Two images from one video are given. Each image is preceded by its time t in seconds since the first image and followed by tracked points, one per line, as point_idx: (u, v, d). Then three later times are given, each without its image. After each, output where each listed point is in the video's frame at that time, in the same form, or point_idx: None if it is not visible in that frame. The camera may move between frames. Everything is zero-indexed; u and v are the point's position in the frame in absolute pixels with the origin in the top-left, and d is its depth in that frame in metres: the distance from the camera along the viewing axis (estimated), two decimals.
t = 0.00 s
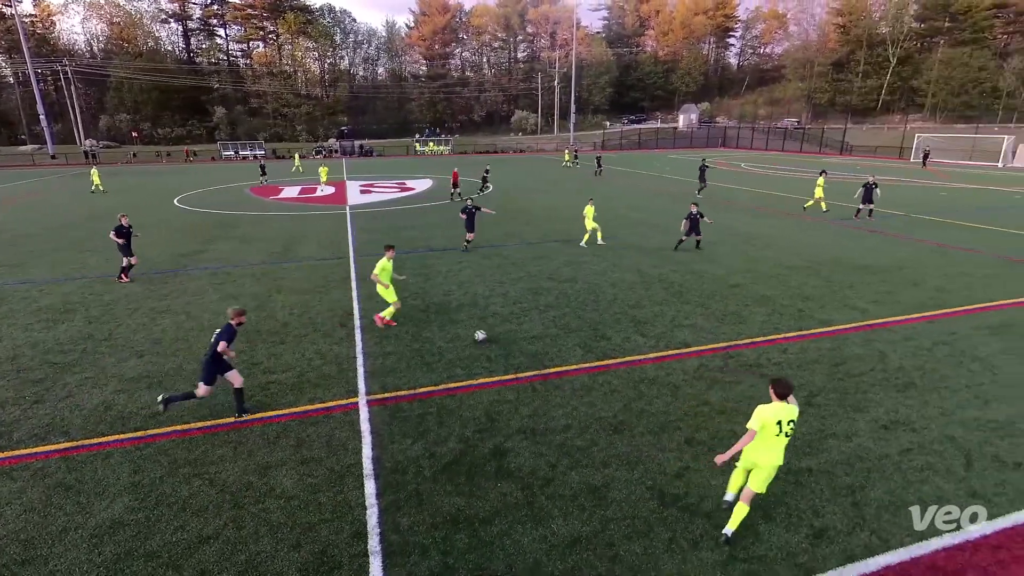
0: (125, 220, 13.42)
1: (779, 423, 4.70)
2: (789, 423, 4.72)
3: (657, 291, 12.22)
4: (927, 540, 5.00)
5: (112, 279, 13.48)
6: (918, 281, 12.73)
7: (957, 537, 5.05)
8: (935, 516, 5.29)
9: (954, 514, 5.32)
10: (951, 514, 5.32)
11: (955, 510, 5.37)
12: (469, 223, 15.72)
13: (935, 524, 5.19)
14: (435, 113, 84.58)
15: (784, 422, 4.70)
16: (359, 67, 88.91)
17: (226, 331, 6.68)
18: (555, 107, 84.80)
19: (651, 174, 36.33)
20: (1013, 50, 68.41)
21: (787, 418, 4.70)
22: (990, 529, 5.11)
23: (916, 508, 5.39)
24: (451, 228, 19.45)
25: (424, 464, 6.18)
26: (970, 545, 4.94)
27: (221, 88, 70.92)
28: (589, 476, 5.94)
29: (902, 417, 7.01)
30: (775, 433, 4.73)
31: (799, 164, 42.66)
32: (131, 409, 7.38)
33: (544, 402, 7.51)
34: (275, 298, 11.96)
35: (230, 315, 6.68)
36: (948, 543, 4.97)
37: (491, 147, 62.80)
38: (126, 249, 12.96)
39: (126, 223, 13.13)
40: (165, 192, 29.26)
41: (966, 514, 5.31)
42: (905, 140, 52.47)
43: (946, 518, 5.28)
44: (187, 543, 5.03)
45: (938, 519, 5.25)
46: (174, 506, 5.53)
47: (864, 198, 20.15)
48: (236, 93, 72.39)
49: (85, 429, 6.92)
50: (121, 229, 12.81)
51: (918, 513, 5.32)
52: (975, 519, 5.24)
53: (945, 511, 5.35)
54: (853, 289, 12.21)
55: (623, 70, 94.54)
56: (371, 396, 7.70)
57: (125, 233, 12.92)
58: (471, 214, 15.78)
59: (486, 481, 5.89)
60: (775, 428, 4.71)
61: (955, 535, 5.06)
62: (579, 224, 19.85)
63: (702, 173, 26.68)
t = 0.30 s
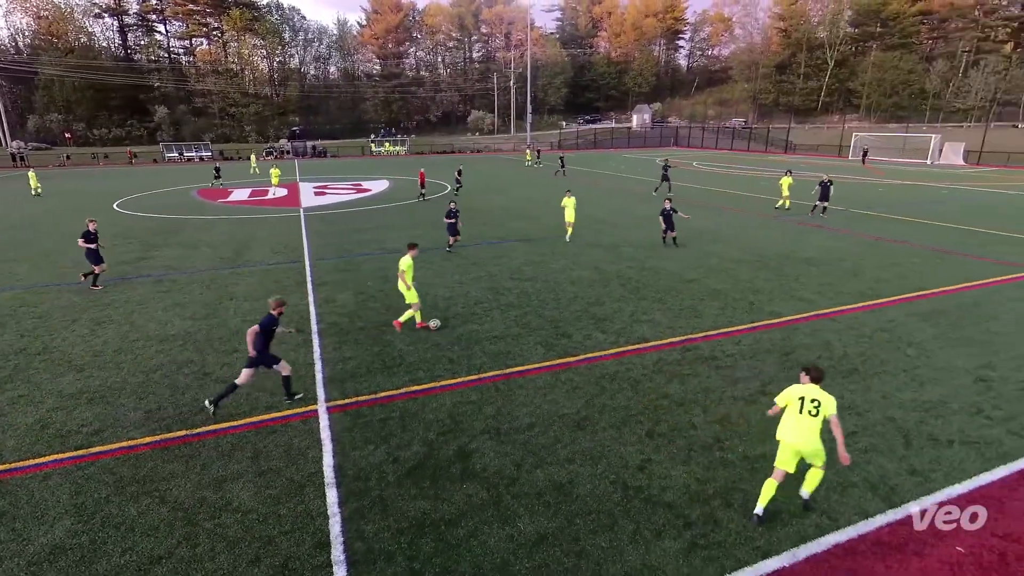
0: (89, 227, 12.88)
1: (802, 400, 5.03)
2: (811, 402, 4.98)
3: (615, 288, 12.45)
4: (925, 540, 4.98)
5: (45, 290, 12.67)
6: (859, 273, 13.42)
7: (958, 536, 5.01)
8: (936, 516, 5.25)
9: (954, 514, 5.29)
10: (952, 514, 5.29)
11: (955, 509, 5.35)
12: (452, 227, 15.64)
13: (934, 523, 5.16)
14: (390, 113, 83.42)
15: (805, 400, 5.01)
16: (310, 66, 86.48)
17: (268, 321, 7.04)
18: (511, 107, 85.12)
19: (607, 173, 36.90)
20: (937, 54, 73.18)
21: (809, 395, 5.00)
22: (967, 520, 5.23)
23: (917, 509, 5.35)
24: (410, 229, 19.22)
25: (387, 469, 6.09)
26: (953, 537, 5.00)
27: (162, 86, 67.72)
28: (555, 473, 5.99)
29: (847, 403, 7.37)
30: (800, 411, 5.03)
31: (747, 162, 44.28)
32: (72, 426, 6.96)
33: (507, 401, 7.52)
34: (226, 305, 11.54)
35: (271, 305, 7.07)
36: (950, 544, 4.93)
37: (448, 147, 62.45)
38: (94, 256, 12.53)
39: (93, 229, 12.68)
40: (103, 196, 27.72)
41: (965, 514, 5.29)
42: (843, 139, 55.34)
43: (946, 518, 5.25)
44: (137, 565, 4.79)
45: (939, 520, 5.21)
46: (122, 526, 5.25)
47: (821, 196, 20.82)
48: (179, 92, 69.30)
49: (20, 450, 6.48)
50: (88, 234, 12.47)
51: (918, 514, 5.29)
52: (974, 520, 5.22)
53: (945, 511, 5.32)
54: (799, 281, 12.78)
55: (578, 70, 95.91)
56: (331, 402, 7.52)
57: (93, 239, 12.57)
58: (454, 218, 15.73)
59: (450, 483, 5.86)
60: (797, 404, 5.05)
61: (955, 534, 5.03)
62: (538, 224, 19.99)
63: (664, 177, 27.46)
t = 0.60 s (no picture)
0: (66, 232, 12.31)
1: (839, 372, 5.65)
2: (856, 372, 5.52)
3: (579, 286, 12.58)
4: (923, 539, 4.98)
5: None
6: (810, 267, 14.00)
7: (958, 537, 5.00)
8: (935, 516, 5.25)
9: (954, 514, 5.28)
10: (952, 514, 5.28)
11: (955, 510, 5.34)
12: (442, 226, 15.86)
13: (933, 523, 5.16)
14: (349, 113, 81.89)
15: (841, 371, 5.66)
16: (264, 64, 84.43)
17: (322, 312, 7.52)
18: (472, 107, 84.90)
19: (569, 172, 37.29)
20: (877, 57, 77.07)
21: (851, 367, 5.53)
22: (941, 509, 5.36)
23: (917, 509, 5.35)
24: (372, 231, 18.91)
25: (354, 475, 5.98)
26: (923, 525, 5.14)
27: (105, 85, 64.40)
28: (523, 472, 6.01)
29: (802, 391, 7.67)
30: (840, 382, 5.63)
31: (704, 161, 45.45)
32: (13, 445, 6.57)
33: (474, 401, 7.50)
34: (179, 312, 11.09)
35: (323, 297, 7.57)
36: (946, 543, 4.93)
37: (409, 148, 61.82)
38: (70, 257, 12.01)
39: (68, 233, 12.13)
40: (41, 200, 26.18)
41: (965, 514, 5.28)
42: (793, 138, 57.55)
43: (946, 517, 5.24)
44: None
45: (938, 519, 5.21)
46: (72, 548, 4.98)
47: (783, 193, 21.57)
48: (124, 91, 66.14)
49: None
50: (66, 235, 12.02)
51: (918, 513, 5.29)
52: (973, 520, 5.21)
53: (945, 511, 5.32)
54: (755, 276, 13.22)
55: (537, 71, 96.57)
56: (294, 410, 7.33)
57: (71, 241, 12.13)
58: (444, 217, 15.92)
59: (418, 486, 5.81)
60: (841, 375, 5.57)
61: (956, 534, 5.02)
62: (502, 224, 20.01)
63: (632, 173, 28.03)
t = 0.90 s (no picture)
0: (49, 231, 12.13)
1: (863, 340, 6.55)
2: (874, 334, 6.34)
3: (549, 285, 12.65)
4: (922, 539, 4.97)
5: None
6: (771, 262, 14.45)
7: (958, 537, 5.00)
8: (935, 516, 5.25)
9: (952, 513, 5.30)
10: (950, 513, 5.30)
11: (953, 509, 5.35)
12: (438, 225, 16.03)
13: (934, 523, 5.16)
14: (312, 113, 80.24)
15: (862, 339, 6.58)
16: (222, 63, 82.39)
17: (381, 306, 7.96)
18: (438, 107, 84.36)
19: (537, 172, 37.44)
20: (830, 59, 79.95)
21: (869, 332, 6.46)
22: (915, 500, 5.49)
23: (917, 509, 5.35)
24: (339, 233, 18.60)
25: (324, 482, 5.87)
26: (893, 514, 5.30)
27: (52, 83, 61.33)
28: (498, 472, 5.99)
29: (766, 383, 7.90)
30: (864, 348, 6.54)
31: (668, 160, 46.24)
32: None
33: (446, 403, 7.46)
34: (136, 320, 10.65)
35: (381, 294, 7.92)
36: (945, 542, 4.93)
37: (375, 148, 61.07)
38: (53, 259, 11.82)
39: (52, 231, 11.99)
40: None
41: (963, 513, 5.30)
42: (753, 138, 59.20)
43: (946, 517, 5.24)
44: None
45: (939, 520, 5.21)
46: (23, 570, 4.73)
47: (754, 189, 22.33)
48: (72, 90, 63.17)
49: None
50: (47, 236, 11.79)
51: (919, 513, 5.29)
52: (968, 518, 5.24)
53: (945, 511, 5.32)
54: (719, 272, 13.54)
55: (504, 71, 96.72)
56: (261, 417, 7.15)
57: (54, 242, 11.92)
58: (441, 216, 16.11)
59: (391, 491, 5.73)
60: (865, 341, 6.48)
61: (956, 534, 5.02)
62: (471, 224, 19.97)
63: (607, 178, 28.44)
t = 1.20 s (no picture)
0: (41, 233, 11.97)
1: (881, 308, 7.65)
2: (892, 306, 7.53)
3: (523, 284, 12.69)
4: (920, 539, 4.96)
5: None
6: (740, 259, 14.76)
7: (957, 536, 4.99)
8: (936, 516, 5.24)
9: (953, 513, 5.28)
10: (952, 513, 5.28)
11: (954, 509, 5.34)
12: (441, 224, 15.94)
13: (933, 523, 5.15)
14: (279, 113, 78.58)
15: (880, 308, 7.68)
16: (183, 62, 80.11)
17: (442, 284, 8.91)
18: (409, 107, 83.70)
19: (509, 172, 37.49)
20: (792, 61, 82.22)
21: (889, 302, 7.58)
22: (891, 491, 5.62)
23: (917, 509, 5.34)
24: (309, 235, 18.30)
25: (298, 488, 5.77)
26: (868, 505, 5.41)
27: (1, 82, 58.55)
28: (476, 474, 5.98)
29: (737, 377, 8.09)
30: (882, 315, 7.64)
31: (638, 160, 46.87)
32: None
33: (422, 405, 7.41)
34: (96, 327, 10.27)
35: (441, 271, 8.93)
36: (944, 542, 4.93)
37: (345, 149, 60.16)
38: (46, 258, 11.72)
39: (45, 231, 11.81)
40: None
41: (964, 513, 5.28)
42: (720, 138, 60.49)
43: (946, 517, 5.23)
44: None
45: (938, 519, 5.20)
46: None
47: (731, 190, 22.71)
48: (23, 89, 60.42)
49: None
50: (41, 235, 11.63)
51: (918, 513, 5.28)
52: (973, 518, 5.21)
53: (945, 511, 5.30)
54: (690, 269, 13.82)
55: (474, 70, 96.51)
56: (230, 425, 6.98)
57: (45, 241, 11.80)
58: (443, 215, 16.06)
59: (367, 495, 5.67)
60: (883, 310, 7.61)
61: (955, 534, 5.01)
62: (444, 224, 19.90)
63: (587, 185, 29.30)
